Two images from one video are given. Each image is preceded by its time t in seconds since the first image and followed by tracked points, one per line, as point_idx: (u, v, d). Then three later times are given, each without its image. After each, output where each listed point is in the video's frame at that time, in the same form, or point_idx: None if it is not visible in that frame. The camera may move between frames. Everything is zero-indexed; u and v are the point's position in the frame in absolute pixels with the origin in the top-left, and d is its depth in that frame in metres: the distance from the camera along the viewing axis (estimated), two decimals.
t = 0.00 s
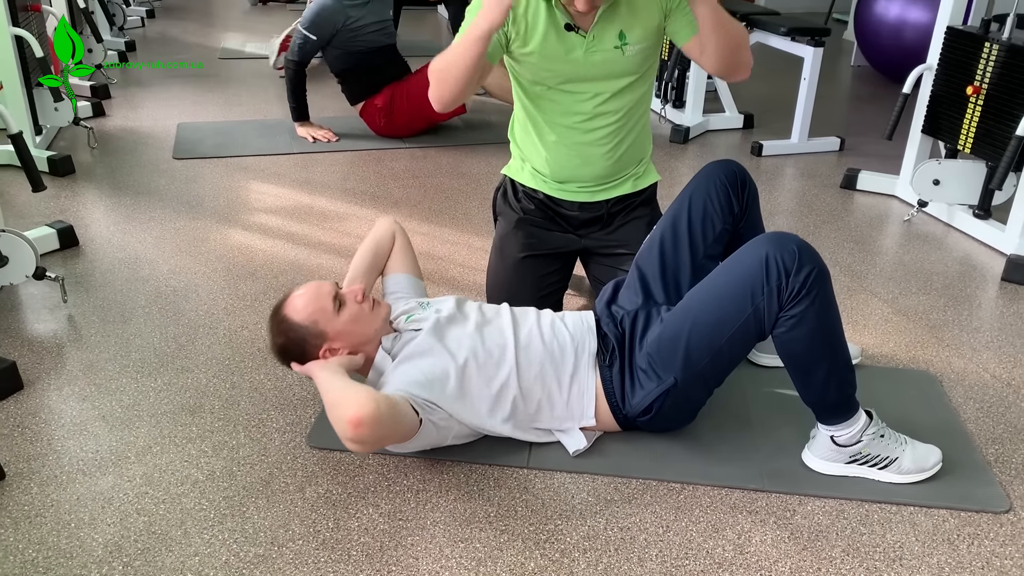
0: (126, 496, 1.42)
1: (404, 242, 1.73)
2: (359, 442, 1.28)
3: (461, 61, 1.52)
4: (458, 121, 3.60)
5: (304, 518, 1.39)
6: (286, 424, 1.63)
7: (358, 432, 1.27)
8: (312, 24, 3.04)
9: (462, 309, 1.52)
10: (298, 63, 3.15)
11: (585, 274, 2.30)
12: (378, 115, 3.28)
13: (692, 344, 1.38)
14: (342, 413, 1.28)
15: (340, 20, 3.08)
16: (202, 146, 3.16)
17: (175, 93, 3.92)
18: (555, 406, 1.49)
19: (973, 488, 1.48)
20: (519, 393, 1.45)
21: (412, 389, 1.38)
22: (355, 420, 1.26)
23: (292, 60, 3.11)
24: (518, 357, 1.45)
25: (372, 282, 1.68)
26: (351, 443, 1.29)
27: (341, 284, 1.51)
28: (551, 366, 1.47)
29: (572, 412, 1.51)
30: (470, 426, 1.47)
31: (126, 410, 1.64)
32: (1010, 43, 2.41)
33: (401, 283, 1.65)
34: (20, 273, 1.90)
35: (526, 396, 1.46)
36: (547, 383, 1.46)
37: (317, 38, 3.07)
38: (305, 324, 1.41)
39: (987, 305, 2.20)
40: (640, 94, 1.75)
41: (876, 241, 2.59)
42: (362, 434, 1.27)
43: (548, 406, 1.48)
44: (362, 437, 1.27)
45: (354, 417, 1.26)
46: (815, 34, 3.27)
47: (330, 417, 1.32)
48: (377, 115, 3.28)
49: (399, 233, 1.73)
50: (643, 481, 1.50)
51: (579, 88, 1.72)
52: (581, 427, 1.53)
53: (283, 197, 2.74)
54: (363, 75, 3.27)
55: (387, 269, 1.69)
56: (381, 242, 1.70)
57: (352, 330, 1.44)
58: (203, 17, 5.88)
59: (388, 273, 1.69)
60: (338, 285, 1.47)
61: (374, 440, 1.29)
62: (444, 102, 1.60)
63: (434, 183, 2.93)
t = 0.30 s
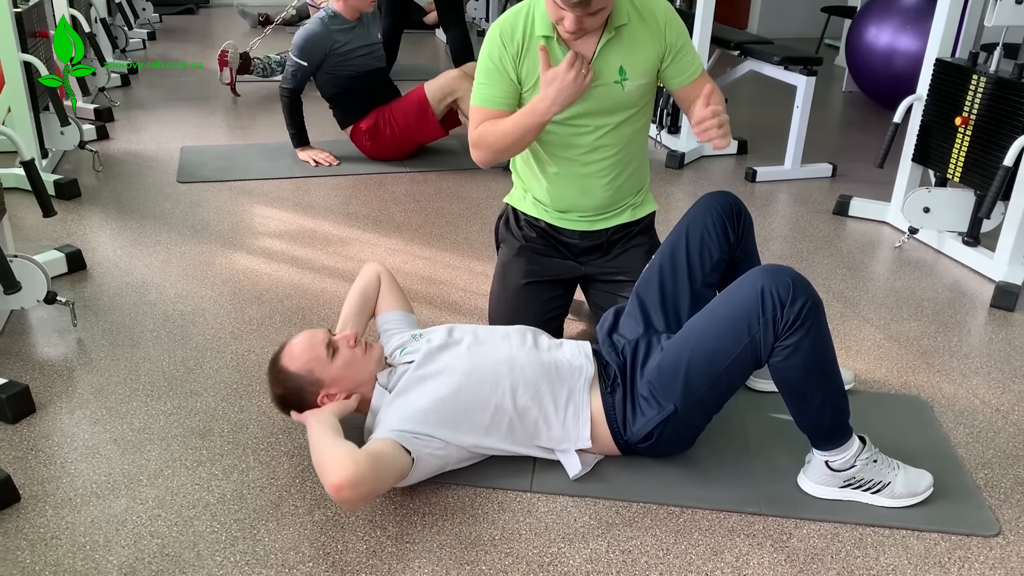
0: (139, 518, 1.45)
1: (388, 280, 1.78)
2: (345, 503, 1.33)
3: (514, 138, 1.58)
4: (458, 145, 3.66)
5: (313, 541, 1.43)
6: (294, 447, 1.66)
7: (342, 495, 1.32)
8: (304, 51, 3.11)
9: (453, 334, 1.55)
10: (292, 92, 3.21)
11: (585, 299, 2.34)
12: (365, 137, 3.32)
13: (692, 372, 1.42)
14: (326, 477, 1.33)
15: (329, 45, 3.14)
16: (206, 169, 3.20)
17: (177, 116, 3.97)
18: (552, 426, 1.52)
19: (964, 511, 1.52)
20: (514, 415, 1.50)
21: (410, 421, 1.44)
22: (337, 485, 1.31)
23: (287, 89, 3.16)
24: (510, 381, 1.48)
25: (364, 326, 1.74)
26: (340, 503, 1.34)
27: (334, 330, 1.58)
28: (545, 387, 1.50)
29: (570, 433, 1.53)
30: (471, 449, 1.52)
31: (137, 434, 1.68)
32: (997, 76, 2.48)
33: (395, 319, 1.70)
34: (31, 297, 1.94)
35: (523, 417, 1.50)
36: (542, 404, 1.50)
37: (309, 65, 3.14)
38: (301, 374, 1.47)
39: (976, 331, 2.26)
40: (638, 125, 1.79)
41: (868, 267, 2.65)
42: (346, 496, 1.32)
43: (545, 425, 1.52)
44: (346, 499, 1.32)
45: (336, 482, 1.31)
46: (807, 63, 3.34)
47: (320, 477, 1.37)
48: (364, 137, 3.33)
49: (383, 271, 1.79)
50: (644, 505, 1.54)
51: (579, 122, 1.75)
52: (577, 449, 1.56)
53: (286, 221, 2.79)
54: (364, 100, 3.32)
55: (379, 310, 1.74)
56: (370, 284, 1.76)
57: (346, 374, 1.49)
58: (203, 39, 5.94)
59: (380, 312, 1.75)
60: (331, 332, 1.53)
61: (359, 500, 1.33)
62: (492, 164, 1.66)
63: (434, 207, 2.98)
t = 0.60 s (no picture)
0: (146, 534, 1.48)
1: (382, 307, 1.82)
2: (341, 537, 1.36)
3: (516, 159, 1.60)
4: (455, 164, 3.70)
5: (318, 556, 1.45)
6: (297, 464, 1.68)
7: (338, 531, 1.35)
8: (301, 74, 3.13)
9: (449, 353, 1.58)
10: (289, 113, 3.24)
11: (583, 317, 2.38)
12: (363, 157, 3.37)
13: (689, 390, 1.46)
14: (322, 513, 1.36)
15: (326, 70, 3.19)
16: (206, 186, 3.24)
17: (176, 133, 4.01)
18: (548, 439, 1.55)
19: (954, 528, 1.56)
20: (510, 429, 1.53)
21: (411, 441, 1.46)
22: (332, 522, 1.34)
23: (284, 110, 3.19)
24: (505, 396, 1.51)
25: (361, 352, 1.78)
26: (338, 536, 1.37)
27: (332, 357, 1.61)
28: (539, 401, 1.53)
29: (565, 446, 1.56)
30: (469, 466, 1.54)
31: (142, 450, 1.70)
32: (985, 100, 2.53)
33: (391, 343, 1.74)
34: (36, 315, 1.95)
35: (520, 431, 1.53)
36: (538, 418, 1.53)
37: (306, 88, 3.17)
38: (301, 404, 1.51)
39: (966, 350, 2.30)
40: (635, 148, 1.83)
41: (859, 286, 2.69)
42: (341, 532, 1.35)
43: (541, 439, 1.55)
44: (342, 535, 1.35)
45: (331, 520, 1.34)
46: (799, 85, 3.40)
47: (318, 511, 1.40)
48: (363, 156, 3.37)
49: (377, 300, 1.83)
50: (642, 521, 1.57)
51: (579, 144, 1.79)
52: (574, 465, 1.59)
53: (286, 239, 2.82)
54: (363, 120, 3.36)
55: (376, 335, 1.78)
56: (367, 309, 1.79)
57: (345, 402, 1.53)
58: (200, 56, 5.98)
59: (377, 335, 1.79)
60: (329, 360, 1.57)
61: (354, 535, 1.36)
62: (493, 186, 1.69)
63: (432, 225, 3.02)
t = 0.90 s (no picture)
0: (151, 546, 1.50)
1: (404, 312, 1.84)
2: (365, 513, 1.39)
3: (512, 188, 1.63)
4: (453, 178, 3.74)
5: (321, 568, 1.47)
6: (299, 477, 1.71)
7: (365, 505, 1.37)
8: (297, 92, 3.17)
9: (461, 369, 1.61)
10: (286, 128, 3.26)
11: (579, 332, 2.41)
12: (359, 176, 3.41)
13: (685, 406, 1.49)
14: (350, 486, 1.38)
15: (322, 89, 3.23)
16: (205, 200, 3.27)
17: (175, 146, 4.04)
18: (553, 460, 1.58)
19: (943, 543, 1.59)
20: (517, 450, 1.55)
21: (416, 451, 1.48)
22: (362, 494, 1.36)
23: (279, 126, 3.21)
24: (516, 417, 1.54)
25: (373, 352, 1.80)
26: (358, 513, 1.39)
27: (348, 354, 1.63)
28: (548, 423, 1.56)
29: (569, 467, 1.60)
30: (473, 482, 1.57)
31: (146, 463, 1.73)
32: (973, 122, 2.59)
33: (403, 349, 1.76)
34: (41, 328, 1.97)
35: (526, 452, 1.56)
36: (545, 440, 1.56)
37: (301, 104, 3.19)
38: (315, 393, 1.52)
39: (954, 367, 2.34)
40: (632, 170, 1.87)
41: (850, 303, 2.74)
42: (368, 506, 1.37)
43: (546, 460, 1.58)
44: (368, 509, 1.37)
45: (362, 492, 1.36)
46: (792, 104, 3.45)
47: (338, 487, 1.41)
48: (358, 176, 3.42)
49: (400, 302, 1.85)
50: (638, 535, 1.60)
51: (578, 166, 1.82)
52: (576, 483, 1.63)
53: (285, 253, 2.85)
54: (361, 135, 3.40)
55: (390, 337, 1.81)
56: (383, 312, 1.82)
57: (358, 398, 1.55)
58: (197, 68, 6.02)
59: (391, 338, 1.81)
60: (346, 356, 1.58)
61: (379, 512, 1.39)
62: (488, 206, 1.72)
63: (430, 240, 3.05)
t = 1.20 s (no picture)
0: (158, 556, 1.52)
1: (441, 306, 1.87)
2: (416, 473, 1.41)
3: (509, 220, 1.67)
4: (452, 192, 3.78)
5: None
6: (303, 489, 1.74)
7: (420, 461, 1.40)
8: (311, 107, 3.22)
9: (488, 377, 1.65)
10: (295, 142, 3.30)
11: (578, 346, 2.45)
12: (363, 190, 3.45)
13: (685, 420, 1.53)
14: (405, 443, 1.41)
15: (337, 104, 3.28)
16: (208, 212, 3.30)
17: (176, 158, 4.07)
18: (561, 473, 1.61)
19: (935, 556, 1.62)
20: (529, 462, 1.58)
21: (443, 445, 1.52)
22: (420, 449, 1.40)
23: (290, 139, 3.26)
24: (534, 428, 1.58)
25: (405, 335, 1.81)
26: (407, 472, 1.41)
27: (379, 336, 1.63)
28: (560, 437, 1.59)
29: (576, 479, 1.63)
30: (483, 490, 1.61)
31: (152, 474, 1.75)
32: (965, 142, 2.63)
33: (431, 344, 1.80)
34: (48, 339, 2.00)
35: (536, 465, 1.59)
36: (555, 453, 1.59)
37: (315, 119, 3.25)
38: (348, 368, 1.52)
39: (947, 383, 2.38)
40: (634, 189, 1.91)
41: (844, 319, 2.78)
42: (421, 463, 1.40)
43: (554, 473, 1.61)
44: (421, 468, 1.40)
45: (420, 446, 1.40)
46: (787, 122, 3.50)
47: (385, 447, 1.43)
48: (362, 189, 3.46)
49: (440, 296, 1.87)
50: (637, 547, 1.63)
51: (581, 185, 1.86)
52: (584, 494, 1.66)
53: (287, 266, 2.88)
54: (362, 150, 3.44)
55: (423, 327, 1.83)
56: (423, 300, 1.84)
57: (389, 379, 1.54)
58: (198, 80, 6.06)
59: (422, 330, 1.83)
60: (380, 337, 1.58)
61: (431, 471, 1.42)
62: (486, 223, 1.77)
63: (430, 253, 3.09)
